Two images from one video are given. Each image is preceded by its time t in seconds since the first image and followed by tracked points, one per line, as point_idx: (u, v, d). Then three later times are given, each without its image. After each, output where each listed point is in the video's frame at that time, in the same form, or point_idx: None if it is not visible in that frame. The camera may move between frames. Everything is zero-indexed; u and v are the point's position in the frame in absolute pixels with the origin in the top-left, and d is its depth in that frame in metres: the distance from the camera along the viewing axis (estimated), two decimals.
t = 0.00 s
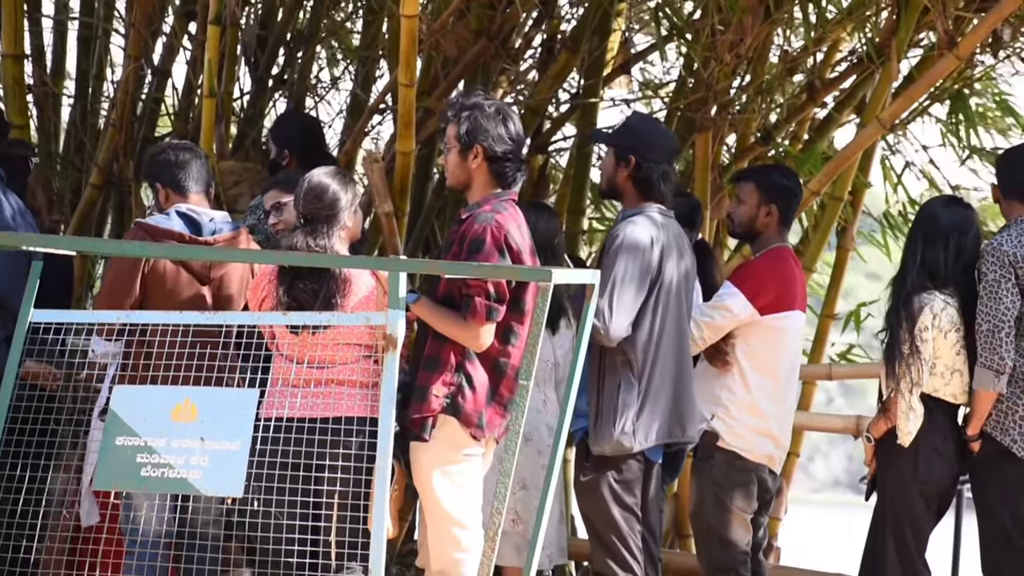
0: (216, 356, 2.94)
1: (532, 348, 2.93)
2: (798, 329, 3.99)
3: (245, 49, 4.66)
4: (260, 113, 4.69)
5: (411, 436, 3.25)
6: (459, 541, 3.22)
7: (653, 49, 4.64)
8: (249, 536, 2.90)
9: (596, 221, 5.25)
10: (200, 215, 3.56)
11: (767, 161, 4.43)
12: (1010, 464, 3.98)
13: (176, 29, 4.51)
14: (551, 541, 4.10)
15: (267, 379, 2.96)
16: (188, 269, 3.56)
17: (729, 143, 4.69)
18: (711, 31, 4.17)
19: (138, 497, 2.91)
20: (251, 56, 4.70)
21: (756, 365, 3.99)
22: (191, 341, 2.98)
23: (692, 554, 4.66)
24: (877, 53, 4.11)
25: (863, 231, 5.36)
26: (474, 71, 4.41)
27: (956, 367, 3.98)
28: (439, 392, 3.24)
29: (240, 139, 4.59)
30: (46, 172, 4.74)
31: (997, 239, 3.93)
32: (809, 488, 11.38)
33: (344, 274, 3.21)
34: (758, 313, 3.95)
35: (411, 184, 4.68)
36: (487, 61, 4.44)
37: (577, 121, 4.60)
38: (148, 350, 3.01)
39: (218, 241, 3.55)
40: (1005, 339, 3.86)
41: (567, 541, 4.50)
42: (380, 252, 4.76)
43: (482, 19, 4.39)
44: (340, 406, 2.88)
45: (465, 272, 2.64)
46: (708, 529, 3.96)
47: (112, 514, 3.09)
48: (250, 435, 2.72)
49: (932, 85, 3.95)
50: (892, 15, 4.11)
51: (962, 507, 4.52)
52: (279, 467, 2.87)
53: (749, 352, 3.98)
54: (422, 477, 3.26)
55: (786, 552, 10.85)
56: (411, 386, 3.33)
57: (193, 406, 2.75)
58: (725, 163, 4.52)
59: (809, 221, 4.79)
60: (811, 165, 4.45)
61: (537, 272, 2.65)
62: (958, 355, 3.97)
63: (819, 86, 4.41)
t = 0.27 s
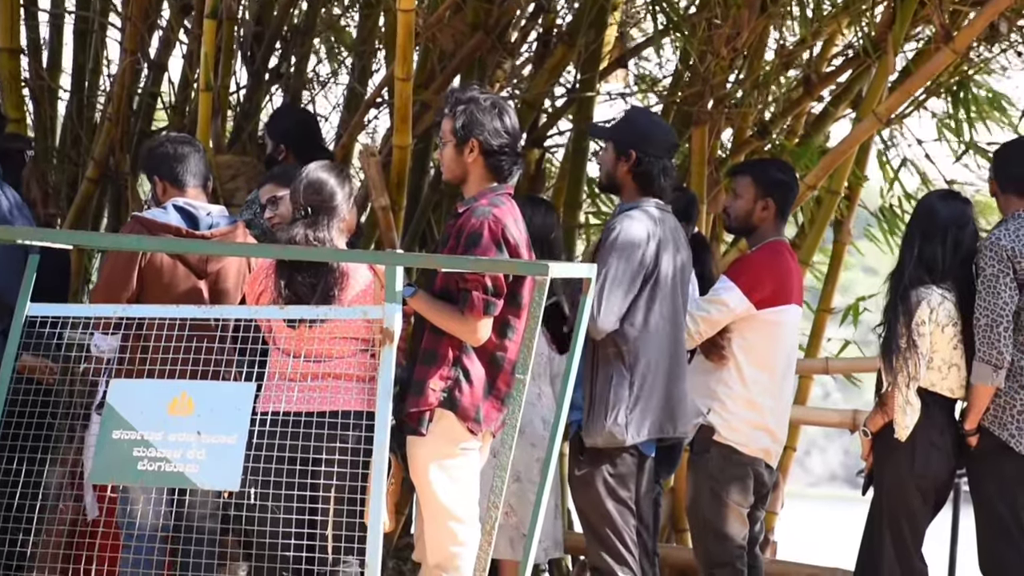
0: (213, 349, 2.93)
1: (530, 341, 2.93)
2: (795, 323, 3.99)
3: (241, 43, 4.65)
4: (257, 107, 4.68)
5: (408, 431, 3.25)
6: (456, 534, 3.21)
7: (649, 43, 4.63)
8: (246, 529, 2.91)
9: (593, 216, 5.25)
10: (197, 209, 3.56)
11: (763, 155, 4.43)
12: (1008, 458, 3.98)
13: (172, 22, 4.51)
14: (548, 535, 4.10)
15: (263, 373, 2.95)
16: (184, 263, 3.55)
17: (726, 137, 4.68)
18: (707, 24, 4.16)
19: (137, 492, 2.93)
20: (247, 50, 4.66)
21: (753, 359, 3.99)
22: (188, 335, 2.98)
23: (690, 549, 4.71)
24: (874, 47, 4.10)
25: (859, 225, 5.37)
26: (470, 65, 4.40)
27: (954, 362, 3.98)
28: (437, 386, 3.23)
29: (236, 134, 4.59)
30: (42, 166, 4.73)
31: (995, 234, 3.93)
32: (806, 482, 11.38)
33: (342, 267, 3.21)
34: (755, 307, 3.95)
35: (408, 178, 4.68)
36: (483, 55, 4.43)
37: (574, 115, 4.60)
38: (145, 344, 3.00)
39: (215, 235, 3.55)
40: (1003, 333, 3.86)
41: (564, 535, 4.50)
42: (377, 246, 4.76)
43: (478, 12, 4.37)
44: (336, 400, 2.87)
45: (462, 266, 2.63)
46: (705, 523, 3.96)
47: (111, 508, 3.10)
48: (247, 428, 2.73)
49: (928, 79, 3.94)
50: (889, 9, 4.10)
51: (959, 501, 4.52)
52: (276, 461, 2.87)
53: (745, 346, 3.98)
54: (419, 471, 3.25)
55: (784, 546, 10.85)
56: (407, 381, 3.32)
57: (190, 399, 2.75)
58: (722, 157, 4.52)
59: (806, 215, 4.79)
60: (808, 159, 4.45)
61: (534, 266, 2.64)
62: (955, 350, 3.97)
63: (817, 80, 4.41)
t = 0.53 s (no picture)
0: (209, 344, 2.95)
1: (525, 338, 2.90)
2: (791, 318, 3.99)
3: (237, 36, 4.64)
4: (254, 102, 4.67)
5: (403, 425, 3.25)
6: (451, 529, 3.22)
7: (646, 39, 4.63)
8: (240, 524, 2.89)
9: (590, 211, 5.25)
10: (193, 203, 3.56)
11: (759, 151, 4.43)
12: (1003, 454, 3.99)
13: (169, 16, 4.51)
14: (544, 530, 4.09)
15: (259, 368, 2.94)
16: (180, 257, 3.55)
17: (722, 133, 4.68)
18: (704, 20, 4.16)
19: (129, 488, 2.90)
20: (244, 44, 4.64)
21: (748, 355, 3.99)
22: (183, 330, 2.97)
23: (685, 544, 4.73)
24: (870, 44, 4.10)
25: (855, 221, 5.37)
26: (466, 60, 4.40)
27: (949, 358, 3.98)
28: (431, 381, 3.23)
29: (232, 126, 4.54)
30: (38, 160, 4.72)
31: (995, 230, 3.93)
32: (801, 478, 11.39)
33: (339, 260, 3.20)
34: (750, 302, 3.95)
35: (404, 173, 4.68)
36: (480, 51, 4.41)
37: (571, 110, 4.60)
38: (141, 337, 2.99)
39: (211, 229, 3.55)
40: (1001, 329, 3.87)
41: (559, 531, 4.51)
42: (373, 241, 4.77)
43: (475, 8, 4.39)
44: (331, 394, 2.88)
45: (457, 261, 2.64)
46: (700, 518, 3.97)
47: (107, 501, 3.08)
48: (242, 423, 2.73)
49: (925, 75, 3.95)
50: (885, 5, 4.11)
51: (953, 497, 4.53)
52: (271, 455, 2.85)
53: (740, 342, 3.98)
54: (414, 466, 3.25)
55: (779, 542, 10.87)
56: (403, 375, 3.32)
57: (185, 393, 2.75)
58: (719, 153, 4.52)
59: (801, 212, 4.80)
60: (804, 156, 4.45)
61: (530, 262, 2.65)
62: (951, 346, 3.98)
63: (813, 77, 4.41)
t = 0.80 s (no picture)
0: (206, 339, 2.95)
1: (521, 333, 2.93)
2: (788, 312, 3.99)
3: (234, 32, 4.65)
4: (250, 97, 4.67)
5: (401, 421, 3.24)
6: (449, 524, 3.21)
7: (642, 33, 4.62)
8: (238, 520, 2.89)
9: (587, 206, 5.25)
10: (191, 199, 3.56)
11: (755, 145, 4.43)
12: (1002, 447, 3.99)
13: (164, 13, 4.50)
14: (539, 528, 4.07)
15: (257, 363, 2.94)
16: (178, 253, 3.55)
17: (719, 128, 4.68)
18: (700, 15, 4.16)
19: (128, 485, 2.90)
20: (240, 39, 4.67)
21: (745, 348, 3.99)
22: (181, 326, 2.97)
23: (683, 538, 4.74)
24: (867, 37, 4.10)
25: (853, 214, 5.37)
26: (462, 55, 4.40)
27: (947, 351, 3.98)
28: (429, 376, 3.23)
29: (229, 121, 4.53)
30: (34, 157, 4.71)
31: (999, 223, 3.96)
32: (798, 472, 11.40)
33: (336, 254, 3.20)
34: (747, 295, 3.95)
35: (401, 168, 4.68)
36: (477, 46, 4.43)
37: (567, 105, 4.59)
38: (138, 333, 2.99)
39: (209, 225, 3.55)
40: (1005, 322, 3.90)
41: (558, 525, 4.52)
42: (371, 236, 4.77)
43: (471, 3, 4.40)
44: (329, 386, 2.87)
45: (455, 255, 2.64)
46: (698, 512, 3.96)
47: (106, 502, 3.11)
48: (240, 419, 2.73)
49: (921, 68, 3.95)
50: None
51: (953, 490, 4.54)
52: (269, 451, 2.88)
53: (738, 335, 3.98)
54: (413, 460, 3.24)
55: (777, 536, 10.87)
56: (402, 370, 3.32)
57: (183, 389, 2.75)
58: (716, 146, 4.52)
59: (799, 205, 4.80)
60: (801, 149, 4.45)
61: (527, 255, 2.65)
62: (949, 339, 3.98)
63: (809, 70, 4.40)
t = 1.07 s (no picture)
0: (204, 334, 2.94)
1: (519, 327, 2.95)
2: (786, 308, 4.00)
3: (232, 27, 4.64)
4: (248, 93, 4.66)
5: (398, 417, 3.24)
6: (447, 520, 3.21)
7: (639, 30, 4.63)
8: (235, 515, 2.89)
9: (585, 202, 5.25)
10: (189, 194, 3.56)
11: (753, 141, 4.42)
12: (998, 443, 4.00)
13: (162, 7, 4.50)
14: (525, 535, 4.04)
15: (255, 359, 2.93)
16: (176, 248, 3.56)
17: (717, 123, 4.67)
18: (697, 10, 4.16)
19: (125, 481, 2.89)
20: (237, 34, 4.67)
21: (743, 344, 3.99)
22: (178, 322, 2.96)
23: (680, 533, 4.74)
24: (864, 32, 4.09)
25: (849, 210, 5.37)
26: (460, 51, 4.40)
27: (943, 347, 3.98)
28: (427, 372, 3.23)
29: (227, 116, 4.53)
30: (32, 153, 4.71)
31: (1001, 220, 3.98)
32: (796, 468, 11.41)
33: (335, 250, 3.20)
34: (745, 292, 3.95)
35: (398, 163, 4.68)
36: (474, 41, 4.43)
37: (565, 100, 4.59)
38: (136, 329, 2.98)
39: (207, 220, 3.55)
40: (1007, 319, 3.93)
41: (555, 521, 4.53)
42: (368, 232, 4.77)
43: None
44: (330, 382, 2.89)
45: (453, 251, 2.63)
46: (695, 508, 3.97)
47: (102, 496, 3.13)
48: (237, 414, 2.73)
49: (918, 64, 3.95)
50: None
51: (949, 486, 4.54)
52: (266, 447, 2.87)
53: (736, 331, 3.99)
54: (409, 457, 3.24)
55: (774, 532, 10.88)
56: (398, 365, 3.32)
57: (180, 384, 2.75)
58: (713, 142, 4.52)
59: (796, 202, 4.80)
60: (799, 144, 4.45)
61: (525, 251, 2.65)
62: (945, 335, 3.98)
63: (807, 66, 4.40)
